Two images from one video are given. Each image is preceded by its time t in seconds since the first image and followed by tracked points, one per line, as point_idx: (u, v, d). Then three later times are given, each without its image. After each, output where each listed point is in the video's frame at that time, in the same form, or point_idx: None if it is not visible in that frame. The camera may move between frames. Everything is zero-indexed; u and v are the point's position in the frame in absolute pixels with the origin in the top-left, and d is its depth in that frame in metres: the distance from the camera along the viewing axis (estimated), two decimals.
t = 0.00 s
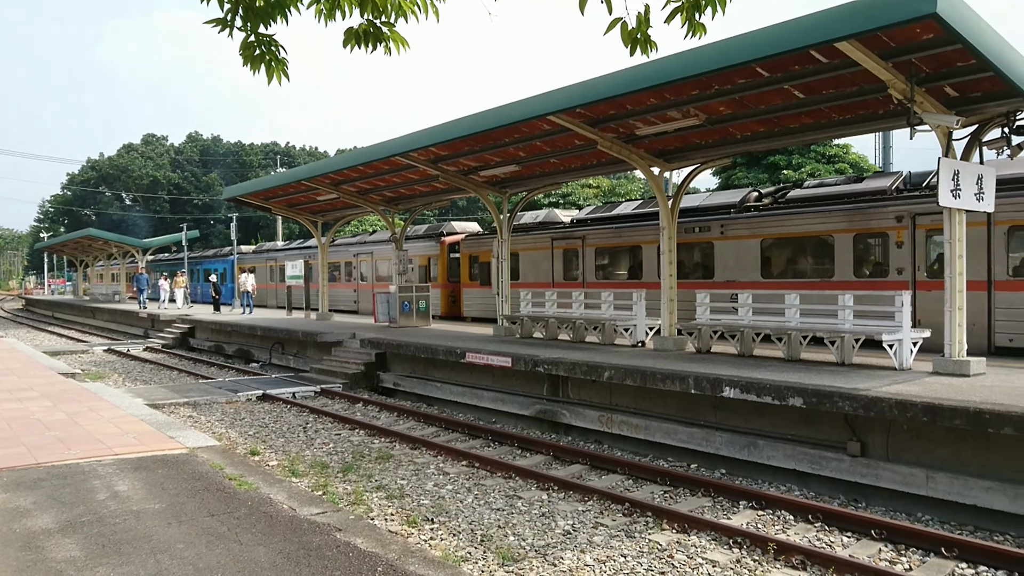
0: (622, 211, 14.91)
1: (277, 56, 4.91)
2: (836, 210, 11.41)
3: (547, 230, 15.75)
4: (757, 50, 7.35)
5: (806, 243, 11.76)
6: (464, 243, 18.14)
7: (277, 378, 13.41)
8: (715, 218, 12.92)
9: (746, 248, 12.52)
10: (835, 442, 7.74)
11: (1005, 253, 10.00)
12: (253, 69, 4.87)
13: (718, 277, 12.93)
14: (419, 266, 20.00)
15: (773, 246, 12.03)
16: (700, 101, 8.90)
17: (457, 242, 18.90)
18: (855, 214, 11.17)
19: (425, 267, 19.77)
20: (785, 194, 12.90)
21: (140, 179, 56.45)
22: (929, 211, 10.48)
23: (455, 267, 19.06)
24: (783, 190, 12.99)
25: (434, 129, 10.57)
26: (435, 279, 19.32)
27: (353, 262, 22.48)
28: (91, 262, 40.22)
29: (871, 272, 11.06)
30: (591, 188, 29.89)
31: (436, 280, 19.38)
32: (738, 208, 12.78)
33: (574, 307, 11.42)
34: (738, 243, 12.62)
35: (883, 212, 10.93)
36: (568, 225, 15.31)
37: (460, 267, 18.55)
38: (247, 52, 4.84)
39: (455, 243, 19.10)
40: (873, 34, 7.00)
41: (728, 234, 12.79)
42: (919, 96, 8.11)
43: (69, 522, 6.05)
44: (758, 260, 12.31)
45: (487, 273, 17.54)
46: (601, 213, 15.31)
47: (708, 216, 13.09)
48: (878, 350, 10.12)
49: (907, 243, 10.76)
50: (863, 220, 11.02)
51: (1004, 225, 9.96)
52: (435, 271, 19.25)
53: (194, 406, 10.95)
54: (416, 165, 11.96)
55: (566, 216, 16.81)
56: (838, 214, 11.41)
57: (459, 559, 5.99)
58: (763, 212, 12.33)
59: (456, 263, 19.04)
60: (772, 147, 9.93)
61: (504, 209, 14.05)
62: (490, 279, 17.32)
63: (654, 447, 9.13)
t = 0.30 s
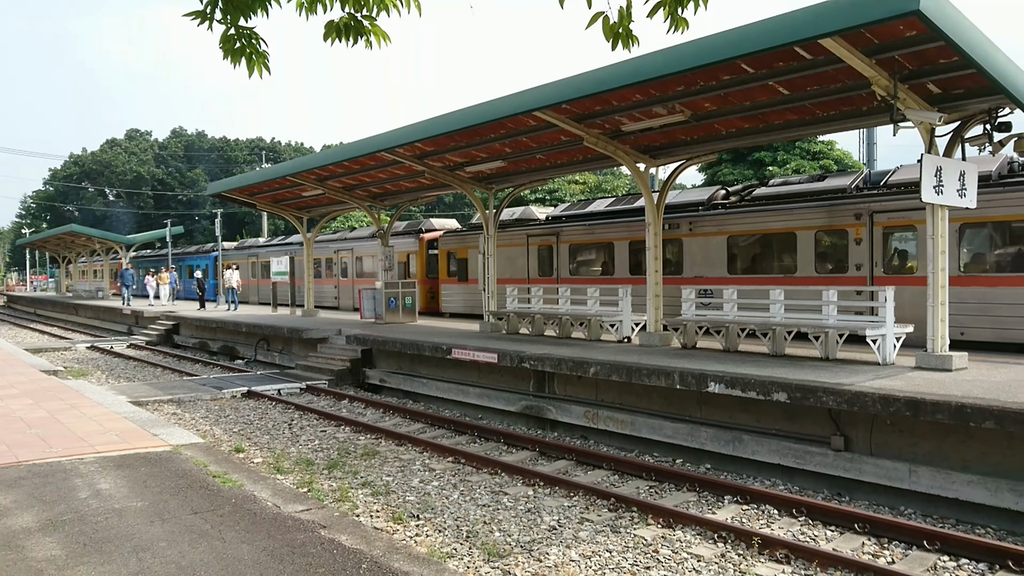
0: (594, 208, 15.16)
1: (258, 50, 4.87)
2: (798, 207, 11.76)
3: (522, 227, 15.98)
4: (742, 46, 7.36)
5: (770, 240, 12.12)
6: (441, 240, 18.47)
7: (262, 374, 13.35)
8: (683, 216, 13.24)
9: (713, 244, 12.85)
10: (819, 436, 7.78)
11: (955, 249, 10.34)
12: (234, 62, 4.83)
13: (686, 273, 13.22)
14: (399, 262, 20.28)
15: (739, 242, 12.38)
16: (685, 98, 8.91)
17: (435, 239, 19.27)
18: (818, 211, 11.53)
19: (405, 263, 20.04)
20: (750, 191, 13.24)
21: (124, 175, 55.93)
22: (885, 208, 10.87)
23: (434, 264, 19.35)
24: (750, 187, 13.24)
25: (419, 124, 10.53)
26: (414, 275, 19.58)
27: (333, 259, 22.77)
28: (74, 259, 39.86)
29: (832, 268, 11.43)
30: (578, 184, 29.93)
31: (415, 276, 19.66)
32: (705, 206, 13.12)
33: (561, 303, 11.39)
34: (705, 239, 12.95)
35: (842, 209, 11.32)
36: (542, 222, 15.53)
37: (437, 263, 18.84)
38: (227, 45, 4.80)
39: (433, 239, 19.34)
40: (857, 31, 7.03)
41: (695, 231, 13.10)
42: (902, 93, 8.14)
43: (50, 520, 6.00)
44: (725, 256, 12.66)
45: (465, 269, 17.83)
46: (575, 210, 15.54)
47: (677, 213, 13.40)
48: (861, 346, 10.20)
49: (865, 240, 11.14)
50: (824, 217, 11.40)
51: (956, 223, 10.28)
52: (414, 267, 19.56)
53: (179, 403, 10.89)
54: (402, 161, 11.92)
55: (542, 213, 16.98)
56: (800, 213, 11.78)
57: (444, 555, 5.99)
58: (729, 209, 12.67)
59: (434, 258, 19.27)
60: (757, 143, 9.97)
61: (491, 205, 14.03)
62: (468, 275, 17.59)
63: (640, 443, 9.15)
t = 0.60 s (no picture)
0: (572, 205, 15.42)
1: (243, 44, 4.85)
2: (765, 205, 12.04)
3: (502, 224, 16.24)
4: (732, 42, 7.36)
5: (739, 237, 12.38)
6: (423, 237, 18.67)
7: (252, 371, 13.31)
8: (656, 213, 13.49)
9: (685, 241, 13.14)
10: (808, 431, 7.81)
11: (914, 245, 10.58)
12: (220, 57, 4.81)
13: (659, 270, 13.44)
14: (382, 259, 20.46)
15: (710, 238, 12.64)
16: (676, 93, 8.91)
17: (418, 236, 19.40)
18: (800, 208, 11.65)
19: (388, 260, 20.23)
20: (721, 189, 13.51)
21: (112, 171, 55.51)
22: (848, 206, 11.17)
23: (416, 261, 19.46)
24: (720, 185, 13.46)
25: (409, 120, 10.50)
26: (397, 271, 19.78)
27: (318, 256, 23.01)
28: (61, 255, 39.60)
29: (799, 264, 11.70)
30: (568, 180, 29.95)
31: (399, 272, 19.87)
32: (678, 203, 13.39)
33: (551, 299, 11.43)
34: (677, 236, 13.22)
35: (807, 206, 11.62)
36: (522, 220, 15.81)
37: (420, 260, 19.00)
38: (212, 40, 4.77)
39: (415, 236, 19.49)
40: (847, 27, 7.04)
41: (668, 228, 13.37)
42: (891, 89, 8.16)
43: (36, 519, 5.96)
44: (696, 252, 12.94)
45: (446, 266, 18.04)
46: (553, 207, 15.79)
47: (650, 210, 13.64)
48: (850, 341, 10.24)
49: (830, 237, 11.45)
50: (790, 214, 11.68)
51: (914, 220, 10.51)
52: (397, 264, 19.72)
53: (168, 400, 10.84)
54: (392, 157, 11.88)
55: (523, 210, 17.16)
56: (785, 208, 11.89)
57: (434, 551, 5.99)
58: (700, 206, 12.94)
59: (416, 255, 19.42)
60: (747, 139, 9.98)
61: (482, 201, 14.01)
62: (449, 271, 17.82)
63: (630, 438, 9.17)
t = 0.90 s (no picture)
0: (554, 203, 15.82)
1: (236, 40, 4.82)
2: (736, 204, 12.39)
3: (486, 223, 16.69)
4: (726, 39, 7.35)
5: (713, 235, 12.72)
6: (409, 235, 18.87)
7: (247, 369, 13.29)
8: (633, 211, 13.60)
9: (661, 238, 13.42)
10: (802, 427, 7.83)
11: (877, 243, 10.88)
12: (212, 53, 4.79)
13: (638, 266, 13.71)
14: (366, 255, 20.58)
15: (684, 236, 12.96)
16: (670, 90, 8.90)
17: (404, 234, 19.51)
18: (798, 206, 11.64)
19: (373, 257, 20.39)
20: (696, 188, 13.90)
21: (106, 168, 55.28)
22: (815, 205, 11.50)
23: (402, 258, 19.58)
24: (695, 185, 13.83)
25: (403, 116, 10.49)
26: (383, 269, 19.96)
27: (306, 253, 23.36)
28: (53, 253, 39.44)
29: (767, 261, 12.04)
30: (563, 177, 29.97)
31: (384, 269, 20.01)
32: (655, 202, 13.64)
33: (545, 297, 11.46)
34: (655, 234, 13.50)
35: (775, 206, 11.97)
36: (505, 218, 16.26)
37: (406, 257, 19.21)
38: (205, 36, 4.76)
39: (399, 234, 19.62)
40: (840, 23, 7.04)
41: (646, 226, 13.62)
42: (885, 85, 8.17)
43: (29, 517, 5.95)
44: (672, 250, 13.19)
45: (431, 263, 18.27)
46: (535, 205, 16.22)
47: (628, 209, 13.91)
48: (844, 338, 10.27)
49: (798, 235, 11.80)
50: (758, 213, 12.03)
51: (877, 219, 10.81)
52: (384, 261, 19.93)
53: (162, 398, 10.82)
54: (386, 154, 11.86)
55: (506, 208, 17.59)
56: (783, 207, 11.87)
57: (429, 548, 5.98)
58: (675, 205, 13.24)
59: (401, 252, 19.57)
60: (742, 136, 9.97)
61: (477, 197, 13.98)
62: (434, 268, 18.04)
63: (625, 435, 9.18)
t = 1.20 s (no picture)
0: (539, 203, 16.14)
1: (234, 38, 4.82)
2: (712, 204, 12.72)
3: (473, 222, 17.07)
4: (724, 37, 7.35)
5: (692, 234, 13.07)
6: (400, 233, 19.08)
7: (245, 367, 13.29)
8: (614, 211, 13.74)
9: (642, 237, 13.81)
10: (799, 425, 7.84)
11: (845, 242, 11.25)
12: (211, 51, 4.79)
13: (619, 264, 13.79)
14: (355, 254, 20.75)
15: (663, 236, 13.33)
16: (668, 88, 8.91)
17: (392, 233, 19.65)
18: (798, 202, 11.63)
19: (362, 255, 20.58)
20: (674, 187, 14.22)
21: (103, 166, 55.21)
22: (786, 205, 11.83)
23: (391, 256, 19.78)
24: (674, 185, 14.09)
25: (401, 115, 10.48)
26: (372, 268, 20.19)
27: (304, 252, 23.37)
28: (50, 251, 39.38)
29: (741, 259, 12.35)
30: (562, 175, 29.99)
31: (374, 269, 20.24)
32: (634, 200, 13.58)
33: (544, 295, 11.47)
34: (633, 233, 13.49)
35: (749, 206, 12.28)
36: (491, 217, 16.62)
37: (395, 256, 19.45)
38: (203, 34, 4.75)
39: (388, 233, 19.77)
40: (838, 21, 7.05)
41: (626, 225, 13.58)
42: (883, 84, 8.17)
43: (28, 515, 5.94)
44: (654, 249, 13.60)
45: (419, 262, 18.55)
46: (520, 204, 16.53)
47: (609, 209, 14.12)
48: (842, 335, 10.29)
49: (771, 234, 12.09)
50: (733, 213, 12.36)
51: (845, 219, 11.16)
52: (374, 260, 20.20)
53: (160, 396, 10.82)
54: (384, 152, 11.86)
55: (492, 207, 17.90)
56: (783, 204, 11.85)
57: (428, 547, 5.98)
58: (655, 205, 13.60)
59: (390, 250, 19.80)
60: (740, 134, 9.98)
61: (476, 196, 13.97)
62: (423, 267, 18.30)
63: (623, 433, 9.19)
